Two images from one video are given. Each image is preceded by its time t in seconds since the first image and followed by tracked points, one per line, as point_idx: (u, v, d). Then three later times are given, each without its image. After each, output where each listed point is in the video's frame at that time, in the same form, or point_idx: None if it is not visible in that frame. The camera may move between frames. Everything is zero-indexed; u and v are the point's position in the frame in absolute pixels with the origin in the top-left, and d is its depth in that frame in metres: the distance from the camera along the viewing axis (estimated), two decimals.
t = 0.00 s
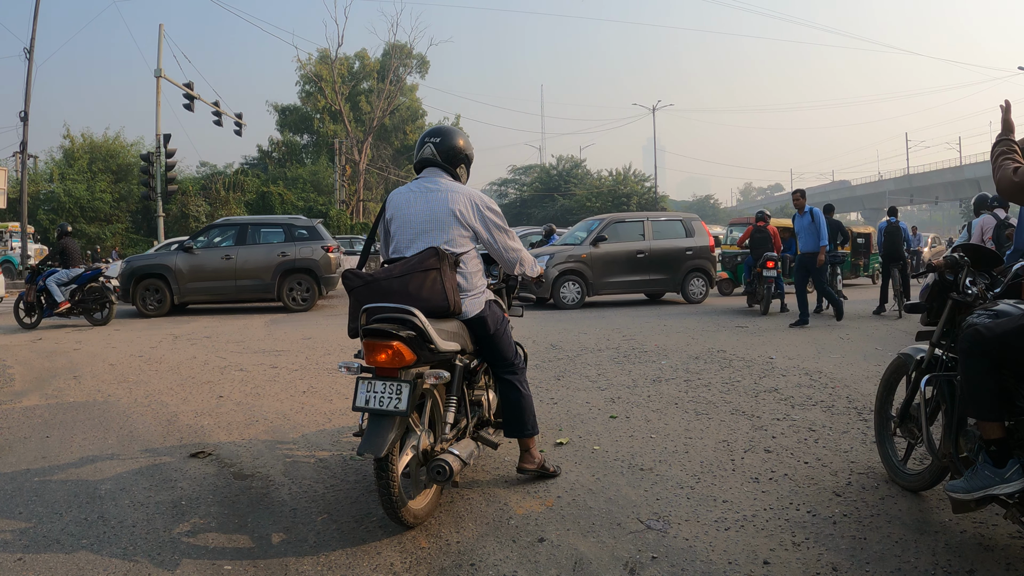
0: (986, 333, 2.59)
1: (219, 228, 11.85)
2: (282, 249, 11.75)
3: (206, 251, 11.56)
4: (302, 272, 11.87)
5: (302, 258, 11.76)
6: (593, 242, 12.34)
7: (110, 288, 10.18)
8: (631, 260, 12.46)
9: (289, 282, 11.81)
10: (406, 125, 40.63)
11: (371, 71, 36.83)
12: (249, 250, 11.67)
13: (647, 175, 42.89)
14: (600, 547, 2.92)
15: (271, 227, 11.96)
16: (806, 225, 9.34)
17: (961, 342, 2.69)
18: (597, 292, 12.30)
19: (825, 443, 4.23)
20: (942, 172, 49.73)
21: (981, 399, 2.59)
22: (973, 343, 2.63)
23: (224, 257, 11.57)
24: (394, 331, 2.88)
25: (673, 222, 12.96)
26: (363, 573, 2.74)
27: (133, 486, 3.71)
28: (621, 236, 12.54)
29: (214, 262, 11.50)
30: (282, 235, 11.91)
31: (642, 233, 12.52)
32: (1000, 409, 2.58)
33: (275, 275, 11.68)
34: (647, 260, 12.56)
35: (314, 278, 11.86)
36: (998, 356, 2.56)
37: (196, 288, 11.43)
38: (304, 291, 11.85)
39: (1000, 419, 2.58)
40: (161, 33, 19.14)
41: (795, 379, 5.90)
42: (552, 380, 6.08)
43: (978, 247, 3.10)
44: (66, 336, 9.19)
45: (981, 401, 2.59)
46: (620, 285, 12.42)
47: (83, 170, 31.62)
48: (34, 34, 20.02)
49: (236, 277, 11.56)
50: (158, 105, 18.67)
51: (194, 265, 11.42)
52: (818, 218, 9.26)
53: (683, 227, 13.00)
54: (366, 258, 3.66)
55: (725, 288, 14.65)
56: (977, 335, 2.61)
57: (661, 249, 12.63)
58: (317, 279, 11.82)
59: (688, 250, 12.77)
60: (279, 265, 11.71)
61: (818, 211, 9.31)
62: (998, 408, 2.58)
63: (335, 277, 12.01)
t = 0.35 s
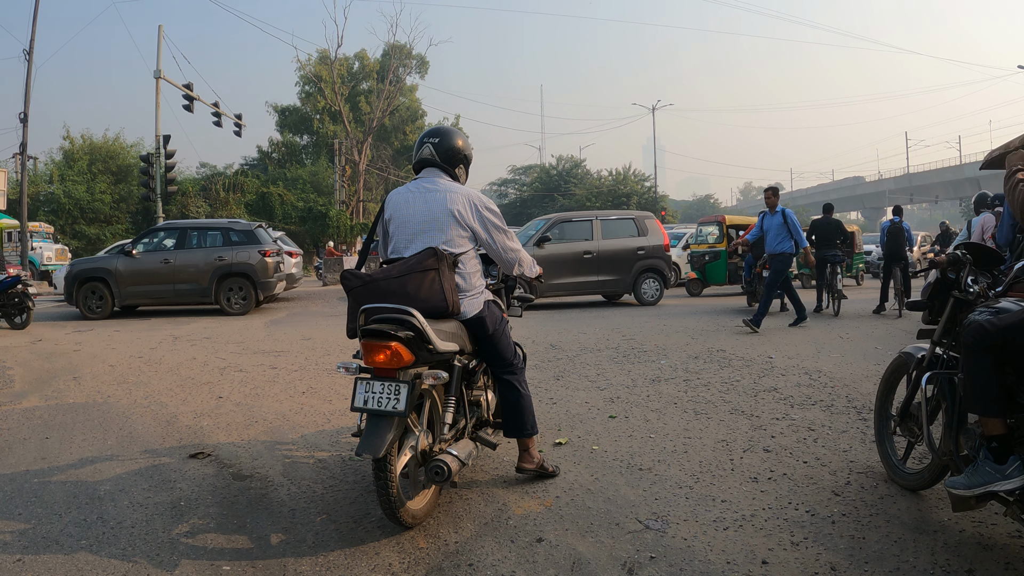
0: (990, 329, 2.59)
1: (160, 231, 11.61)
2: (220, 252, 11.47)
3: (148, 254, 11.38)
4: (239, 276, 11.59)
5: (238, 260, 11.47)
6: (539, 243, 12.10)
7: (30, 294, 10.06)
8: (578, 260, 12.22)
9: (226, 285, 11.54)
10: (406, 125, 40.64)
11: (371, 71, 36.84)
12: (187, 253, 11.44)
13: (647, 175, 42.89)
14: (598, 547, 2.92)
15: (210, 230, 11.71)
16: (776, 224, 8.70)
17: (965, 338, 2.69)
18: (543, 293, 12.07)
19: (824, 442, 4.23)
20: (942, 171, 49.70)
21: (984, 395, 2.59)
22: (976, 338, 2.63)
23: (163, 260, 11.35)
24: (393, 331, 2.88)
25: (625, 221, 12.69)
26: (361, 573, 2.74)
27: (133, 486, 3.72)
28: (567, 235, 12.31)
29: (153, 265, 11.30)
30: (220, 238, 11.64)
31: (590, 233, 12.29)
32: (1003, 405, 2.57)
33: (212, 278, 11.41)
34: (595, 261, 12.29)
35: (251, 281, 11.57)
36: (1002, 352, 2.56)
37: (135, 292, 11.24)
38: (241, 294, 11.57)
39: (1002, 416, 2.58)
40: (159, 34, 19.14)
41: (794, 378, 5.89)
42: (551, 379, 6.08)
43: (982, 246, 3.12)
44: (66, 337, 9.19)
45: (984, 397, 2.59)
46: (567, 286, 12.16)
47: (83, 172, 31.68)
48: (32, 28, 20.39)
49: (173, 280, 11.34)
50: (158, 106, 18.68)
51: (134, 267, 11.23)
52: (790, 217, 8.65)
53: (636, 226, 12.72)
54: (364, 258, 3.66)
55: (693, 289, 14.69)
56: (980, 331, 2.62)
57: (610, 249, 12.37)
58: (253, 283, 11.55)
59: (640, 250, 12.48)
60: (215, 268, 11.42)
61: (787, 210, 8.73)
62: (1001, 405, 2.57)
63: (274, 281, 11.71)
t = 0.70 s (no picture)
0: (990, 328, 2.59)
1: (98, 234, 11.50)
2: (156, 255, 11.36)
3: (88, 257, 11.28)
4: (174, 278, 11.49)
5: (174, 262, 11.35)
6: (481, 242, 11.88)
7: None
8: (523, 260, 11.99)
9: (162, 288, 11.42)
10: (405, 125, 40.67)
11: (371, 71, 36.87)
12: (126, 255, 11.33)
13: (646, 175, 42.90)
14: (594, 547, 2.93)
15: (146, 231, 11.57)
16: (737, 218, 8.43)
17: (964, 336, 2.70)
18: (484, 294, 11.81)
19: (821, 441, 4.23)
20: (942, 170, 49.69)
21: (983, 394, 2.58)
22: (976, 337, 2.63)
23: (101, 263, 11.25)
24: (388, 331, 2.88)
25: (567, 220, 12.50)
26: (356, 573, 2.75)
27: (130, 487, 3.72)
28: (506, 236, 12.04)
29: (92, 268, 11.20)
30: (155, 240, 11.51)
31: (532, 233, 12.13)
32: (1002, 405, 2.57)
33: (148, 281, 11.30)
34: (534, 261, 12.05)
35: (187, 283, 11.46)
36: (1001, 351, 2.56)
37: (75, 295, 11.16)
38: (178, 297, 11.47)
39: (1002, 415, 2.57)
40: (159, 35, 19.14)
41: (793, 378, 5.90)
42: (549, 380, 6.08)
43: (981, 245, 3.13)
44: (65, 338, 9.18)
45: (983, 396, 2.59)
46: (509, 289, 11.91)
47: (83, 173, 31.68)
48: (32, 31, 20.78)
49: (113, 283, 11.24)
50: (157, 107, 18.68)
51: (76, 270, 11.14)
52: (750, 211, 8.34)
53: (578, 226, 12.56)
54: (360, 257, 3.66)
55: (660, 289, 14.37)
56: (981, 331, 2.62)
57: (550, 250, 12.18)
58: (189, 284, 11.43)
59: (583, 251, 12.35)
60: (152, 270, 11.31)
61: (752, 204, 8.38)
62: (1000, 404, 2.57)
63: (209, 282, 11.60)
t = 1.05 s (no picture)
0: (987, 328, 2.59)
1: (45, 237, 11.38)
2: (98, 258, 11.27)
3: (34, 260, 11.16)
4: (116, 281, 11.39)
5: (115, 266, 11.25)
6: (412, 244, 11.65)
7: None
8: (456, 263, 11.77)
9: (102, 291, 11.30)
10: (405, 126, 40.70)
11: (370, 72, 36.89)
12: (70, 258, 11.23)
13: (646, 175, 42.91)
14: (591, 546, 2.93)
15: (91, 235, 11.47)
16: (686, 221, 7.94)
17: (962, 336, 2.70)
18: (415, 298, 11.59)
19: (820, 441, 4.24)
20: (942, 170, 49.66)
21: (980, 394, 2.59)
22: (974, 337, 2.63)
23: (47, 266, 11.13)
24: (386, 332, 2.89)
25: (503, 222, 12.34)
26: (354, 573, 2.75)
27: (129, 487, 3.72)
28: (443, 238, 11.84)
29: (36, 271, 11.07)
30: (98, 244, 11.41)
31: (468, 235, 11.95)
32: (999, 404, 2.57)
33: (91, 284, 11.18)
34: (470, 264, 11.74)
35: (127, 286, 11.34)
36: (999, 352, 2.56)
37: (20, 298, 11.05)
38: (119, 300, 11.33)
39: (999, 415, 2.57)
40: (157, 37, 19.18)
41: (791, 377, 5.90)
42: (549, 380, 6.08)
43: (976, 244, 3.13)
44: (65, 339, 9.19)
45: (980, 396, 2.59)
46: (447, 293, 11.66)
47: (83, 173, 31.69)
48: (33, 30, 19.89)
49: (56, 286, 11.13)
50: (157, 107, 18.67)
51: (22, 273, 11.03)
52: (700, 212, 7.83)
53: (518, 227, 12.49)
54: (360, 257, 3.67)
55: (626, 290, 14.30)
56: (979, 330, 2.62)
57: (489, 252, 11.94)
58: (128, 288, 11.33)
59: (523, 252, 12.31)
60: (94, 274, 11.21)
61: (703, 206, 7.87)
62: (997, 404, 2.57)
63: (150, 285, 11.48)
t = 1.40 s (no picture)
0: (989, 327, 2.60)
1: None
2: (47, 261, 11.23)
3: None
4: (65, 284, 11.33)
5: (63, 268, 11.20)
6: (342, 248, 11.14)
7: None
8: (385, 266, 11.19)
9: (51, 294, 11.24)
10: (405, 126, 40.73)
11: (370, 72, 36.90)
12: (20, 261, 11.20)
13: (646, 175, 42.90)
14: (593, 545, 2.94)
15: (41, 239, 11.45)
16: (644, 222, 7.70)
17: (962, 335, 2.70)
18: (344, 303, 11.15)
19: (821, 440, 4.25)
20: (942, 169, 49.64)
21: (980, 393, 2.59)
22: (974, 336, 2.64)
23: None
24: (388, 332, 2.89)
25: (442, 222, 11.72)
26: (356, 573, 2.75)
27: (131, 488, 3.73)
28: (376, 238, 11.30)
29: None
30: (48, 247, 11.38)
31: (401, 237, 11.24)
32: (999, 402, 2.58)
33: (40, 287, 11.13)
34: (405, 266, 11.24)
35: (75, 289, 11.28)
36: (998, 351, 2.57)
37: None
38: (66, 303, 11.25)
39: (999, 413, 2.58)
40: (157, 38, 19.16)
41: (792, 376, 5.91)
42: (550, 379, 6.08)
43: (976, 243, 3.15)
44: (66, 340, 9.20)
45: (980, 395, 2.60)
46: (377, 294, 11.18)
47: (83, 174, 31.74)
48: (32, 31, 19.36)
49: (7, 289, 11.09)
50: (157, 108, 18.66)
51: None
52: (660, 213, 7.65)
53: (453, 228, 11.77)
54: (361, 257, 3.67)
55: (588, 292, 13.98)
56: (979, 329, 2.62)
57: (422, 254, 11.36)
58: (76, 290, 11.27)
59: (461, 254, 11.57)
60: (43, 276, 11.16)
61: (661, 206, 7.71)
62: (997, 402, 2.58)
63: (98, 288, 11.43)
